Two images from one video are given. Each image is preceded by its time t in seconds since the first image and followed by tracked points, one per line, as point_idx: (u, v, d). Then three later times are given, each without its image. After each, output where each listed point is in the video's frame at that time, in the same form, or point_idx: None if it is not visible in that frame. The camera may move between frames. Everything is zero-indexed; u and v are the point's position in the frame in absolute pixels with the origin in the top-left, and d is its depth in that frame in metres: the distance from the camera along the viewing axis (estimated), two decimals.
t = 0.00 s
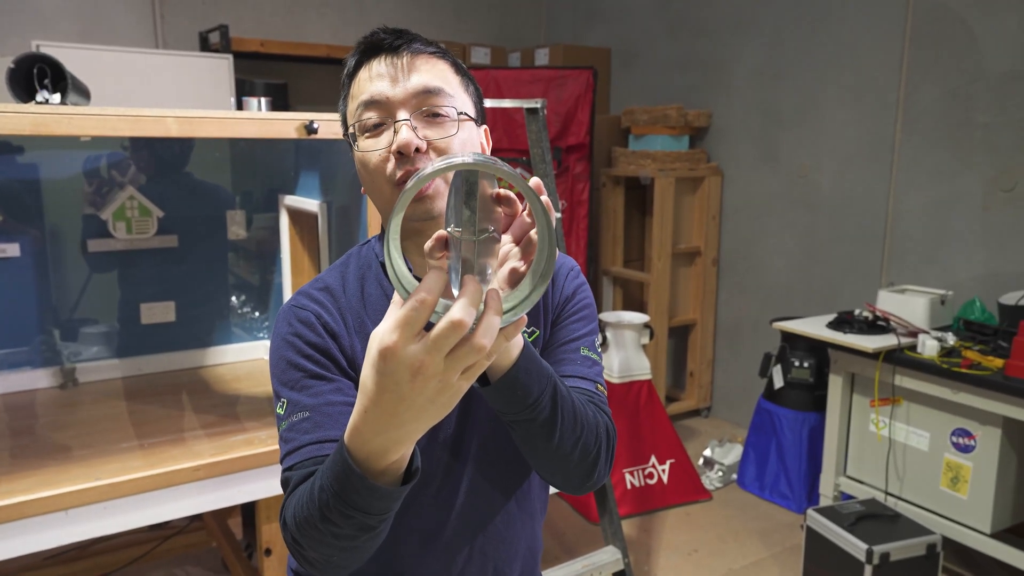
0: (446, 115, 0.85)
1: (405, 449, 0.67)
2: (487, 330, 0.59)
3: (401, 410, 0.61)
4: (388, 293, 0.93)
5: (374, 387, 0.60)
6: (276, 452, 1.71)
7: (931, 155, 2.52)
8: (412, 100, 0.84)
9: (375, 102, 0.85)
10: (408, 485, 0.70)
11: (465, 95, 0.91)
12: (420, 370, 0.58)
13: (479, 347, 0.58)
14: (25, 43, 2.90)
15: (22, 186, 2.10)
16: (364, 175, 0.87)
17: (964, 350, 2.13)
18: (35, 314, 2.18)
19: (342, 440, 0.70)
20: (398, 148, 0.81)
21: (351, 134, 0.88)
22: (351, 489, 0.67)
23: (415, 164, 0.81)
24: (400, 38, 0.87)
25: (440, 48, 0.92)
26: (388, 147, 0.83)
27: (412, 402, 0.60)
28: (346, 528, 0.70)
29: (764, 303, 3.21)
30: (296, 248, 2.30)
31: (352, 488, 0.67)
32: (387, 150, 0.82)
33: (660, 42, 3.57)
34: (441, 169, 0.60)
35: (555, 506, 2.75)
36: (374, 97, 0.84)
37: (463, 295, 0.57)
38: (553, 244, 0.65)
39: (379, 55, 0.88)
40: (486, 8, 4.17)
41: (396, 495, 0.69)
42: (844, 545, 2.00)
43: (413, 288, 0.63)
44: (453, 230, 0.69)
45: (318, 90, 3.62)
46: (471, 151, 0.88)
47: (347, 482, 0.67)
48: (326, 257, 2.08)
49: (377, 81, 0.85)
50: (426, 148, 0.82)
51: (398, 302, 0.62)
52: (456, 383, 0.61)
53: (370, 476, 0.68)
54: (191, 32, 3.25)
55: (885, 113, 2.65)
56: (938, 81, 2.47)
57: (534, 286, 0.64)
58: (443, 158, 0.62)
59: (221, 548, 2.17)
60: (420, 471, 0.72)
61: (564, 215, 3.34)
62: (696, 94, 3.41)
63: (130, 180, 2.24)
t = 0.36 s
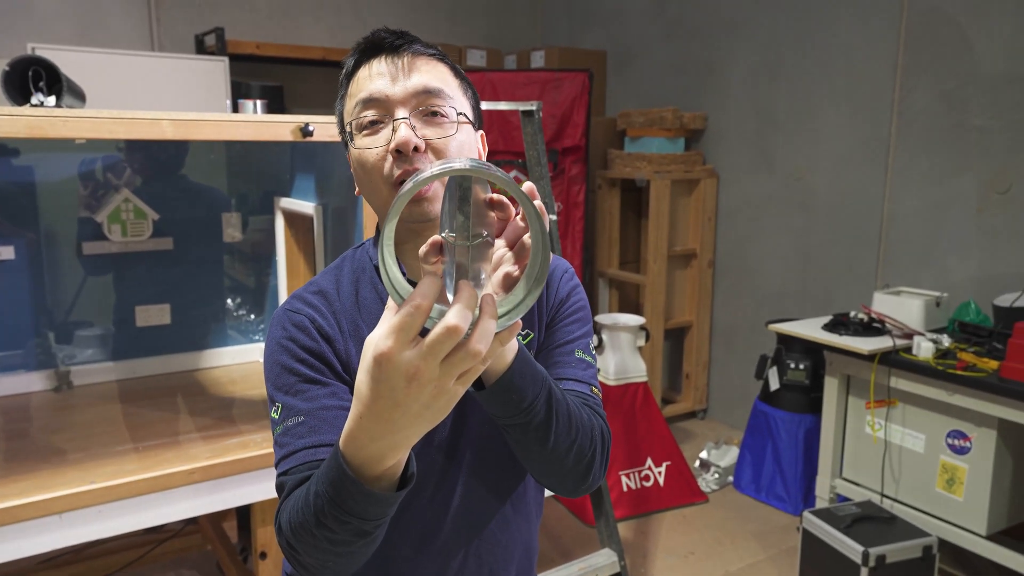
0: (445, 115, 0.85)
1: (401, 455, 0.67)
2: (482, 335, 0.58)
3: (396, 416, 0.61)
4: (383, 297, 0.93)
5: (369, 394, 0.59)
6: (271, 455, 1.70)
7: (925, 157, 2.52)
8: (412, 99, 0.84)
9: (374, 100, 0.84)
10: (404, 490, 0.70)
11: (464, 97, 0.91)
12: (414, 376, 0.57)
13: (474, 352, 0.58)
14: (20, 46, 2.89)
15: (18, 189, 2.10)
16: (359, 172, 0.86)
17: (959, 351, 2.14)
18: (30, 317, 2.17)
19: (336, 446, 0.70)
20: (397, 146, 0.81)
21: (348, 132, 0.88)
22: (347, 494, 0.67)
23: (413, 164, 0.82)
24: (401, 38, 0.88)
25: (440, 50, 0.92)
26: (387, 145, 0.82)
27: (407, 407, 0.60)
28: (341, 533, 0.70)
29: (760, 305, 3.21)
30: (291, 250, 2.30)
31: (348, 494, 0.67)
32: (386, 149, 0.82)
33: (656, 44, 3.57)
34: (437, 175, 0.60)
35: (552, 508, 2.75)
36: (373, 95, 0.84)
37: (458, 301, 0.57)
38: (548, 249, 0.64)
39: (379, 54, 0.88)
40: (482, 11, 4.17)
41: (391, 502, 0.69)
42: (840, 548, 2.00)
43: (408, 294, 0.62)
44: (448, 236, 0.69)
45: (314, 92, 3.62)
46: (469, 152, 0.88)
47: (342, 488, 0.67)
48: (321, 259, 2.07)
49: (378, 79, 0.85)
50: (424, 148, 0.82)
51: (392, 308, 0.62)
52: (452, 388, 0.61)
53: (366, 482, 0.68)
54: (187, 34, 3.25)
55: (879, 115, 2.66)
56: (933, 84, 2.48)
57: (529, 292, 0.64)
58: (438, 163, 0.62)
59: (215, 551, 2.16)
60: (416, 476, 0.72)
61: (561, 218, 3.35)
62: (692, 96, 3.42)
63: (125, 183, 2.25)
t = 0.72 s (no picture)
0: (440, 121, 0.85)
1: (392, 467, 0.66)
2: (474, 347, 0.58)
3: (387, 429, 0.60)
4: (376, 302, 0.92)
5: (360, 405, 0.59)
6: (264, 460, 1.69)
7: (920, 161, 2.53)
8: (407, 104, 0.84)
9: (369, 104, 0.84)
10: (396, 502, 0.70)
11: (460, 102, 0.90)
12: (407, 389, 0.57)
13: (467, 365, 0.57)
14: (14, 49, 2.88)
15: (12, 192, 2.10)
16: (352, 175, 0.86)
17: (955, 355, 2.14)
18: (23, 321, 2.16)
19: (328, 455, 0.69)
20: (390, 151, 0.80)
21: (342, 136, 0.87)
22: (338, 506, 0.66)
23: (407, 170, 0.81)
24: (398, 41, 0.87)
25: (437, 54, 0.91)
26: (380, 149, 0.82)
27: (399, 420, 0.59)
28: (333, 544, 0.69)
29: (756, 308, 3.21)
30: (286, 254, 2.29)
31: (339, 505, 0.66)
32: (379, 153, 0.81)
33: (651, 48, 3.58)
34: (429, 183, 0.59)
35: (548, 513, 2.74)
36: (368, 99, 0.84)
37: (450, 312, 0.57)
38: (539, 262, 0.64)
39: (375, 57, 0.88)
40: (478, 15, 4.17)
41: (383, 513, 0.68)
42: (837, 552, 2.00)
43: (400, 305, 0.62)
44: (440, 245, 0.68)
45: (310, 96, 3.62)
46: (464, 158, 0.88)
47: (333, 499, 0.66)
48: (316, 263, 2.07)
49: (373, 83, 0.84)
50: (419, 153, 0.82)
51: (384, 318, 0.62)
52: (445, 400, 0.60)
53: (357, 494, 0.67)
54: (182, 37, 3.24)
55: (874, 119, 2.66)
56: (927, 88, 2.48)
57: (522, 302, 0.63)
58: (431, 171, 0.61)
59: (209, 557, 2.15)
60: (408, 487, 0.71)
61: (556, 221, 3.35)
62: (687, 100, 3.43)
63: (119, 187, 2.24)
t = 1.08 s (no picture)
0: (435, 121, 0.84)
1: (390, 478, 0.65)
2: (475, 360, 0.58)
3: (385, 440, 0.60)
4: (372, 305, 0.92)
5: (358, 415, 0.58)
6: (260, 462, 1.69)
7: (920, 162, 2.52)
8: (401, 106, 0.83)
9: (362, 107, 0.83)
10: (393, 513, 0.69)
11: (455, 103, 0.90)
12: (406, 401, 0.56)
13: (466, 378, 0.57)
14: (11, 50, 2.88)
15: (9, 194, 2.09)
16: (345, 177, 0.85)
17: (954, 357, 2.13)
18: (19, 323, 2.15)
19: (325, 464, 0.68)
20: (385, 154, 0.80)
21: (336, 139, 0.86)
22: (335, 516, 0.65)
23: (401, 172, 0.81)
24: (391, 42, 0.86)
25: (431, 55, 0.90)
26: (374, 151, 0.81)
27: (396, 432, 0.59)
28: (329, 553, 0.68)
29: (755, 310, 3.20)
30: (283, 256, 2.29)
31: (336, 516, 0.66)
32: (373, 155, 0.81)
33: (649, 50, 3.58)
34: (429, 192, 0.58)
35: (547, 516, 2.73)
36: (361, 102, 0.83)
37: (451, 325, 0.56)
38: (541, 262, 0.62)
39: (368, 58, 0.87)
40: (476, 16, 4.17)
41: (381, 523, 0.68)
42: (836, 555, 1.99)
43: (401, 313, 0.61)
44: (441, 252, 0.67)
45: (308, 97, 3.62)
46: (459, 158, 0.87)
47: (330, 509, 0.66)
48: (313, 264, 2.06)
49: (366, 85, 0.84)
50: (415, 154, 0.81)
51: (383, 326, 0.61)
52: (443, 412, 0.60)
53: (354, 504, 0.67)
54: (179, 39, 3.24)
55: (873, 120, 2.65)
56: (926, 89, 2.48)
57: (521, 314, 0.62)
58: (430, 180, 0.60)
59: (206, 560, 2.14)
60: (406, 497, 0.70)
61: (555, 223, 3.34)
62: (685, 102, 3.42)
63: (116, 189, 2.24)
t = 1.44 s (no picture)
0: (438, 130, 0.83)
1: (382, 471, 0.65)
2: (443, 383, 0.56)
3: (365, 441, 0.60)
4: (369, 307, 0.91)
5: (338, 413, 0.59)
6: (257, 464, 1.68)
7: (919, 163, 2.52)
8: (405, 114, 0.83)
9: (365, 113, 0.82)
10: (387, 506, 0.68)
11: (458, 108, 0.89)
12: (377, 410, 0.57)
13: (432, 399, 0.56)
14: (8, 51, 2.88)
15: (6, 195, 2.09)
16: (345, 181, 0.85)
17: (953, 358, 2.12)
18: (17, 325, 2.15)
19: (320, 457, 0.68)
20: (388, 163, 0.80)
21: (337, 143, 0.86)
22: (330, 509, 0.65)
23: (403, 181, 0.81)
24: (396, 46, 0.85)
25: (435, 57, 0.89)
26: (377, 160, 0.81)
27: (376, 434, 0.59)
28: (322, 548, 0.68)
29: (753, 311, 3.20)
30: (280, 258, 2.28)
31: (331, 508, 0.65)
32: (376, 164, 0.81)
33: (647, 51, 3.58)
34: (438, 191, 0.58)
35: (544, 517, 2.73)
36: (364, 108, 0.82)
37: (420, 342, 0.54)
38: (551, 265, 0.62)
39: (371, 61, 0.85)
40: (474, 18, 4.18)
41: (374, 518, 0.67)
42: (834, 556, 1.99)
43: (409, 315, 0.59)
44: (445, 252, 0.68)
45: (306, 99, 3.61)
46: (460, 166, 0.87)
47: (325, 502, 0.65)
48: (310, 266, 2.06)
49: (370, 91, 0.82)
50: (418, 164, 0.81)
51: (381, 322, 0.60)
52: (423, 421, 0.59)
53: (348, 496, 0.66)
54: (176, 40, 3.24)
55: (871, 122, 2.65)
56: (925, 90, 2.47)
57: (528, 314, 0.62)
58: (438, 177, 0.60)
59: (203, 563, 2.14)
60: (399, 491, 0.70)
61: (553, 224, 3.34)
62: (683, 103, 3.42)
63: (113, 191, 2.24)
